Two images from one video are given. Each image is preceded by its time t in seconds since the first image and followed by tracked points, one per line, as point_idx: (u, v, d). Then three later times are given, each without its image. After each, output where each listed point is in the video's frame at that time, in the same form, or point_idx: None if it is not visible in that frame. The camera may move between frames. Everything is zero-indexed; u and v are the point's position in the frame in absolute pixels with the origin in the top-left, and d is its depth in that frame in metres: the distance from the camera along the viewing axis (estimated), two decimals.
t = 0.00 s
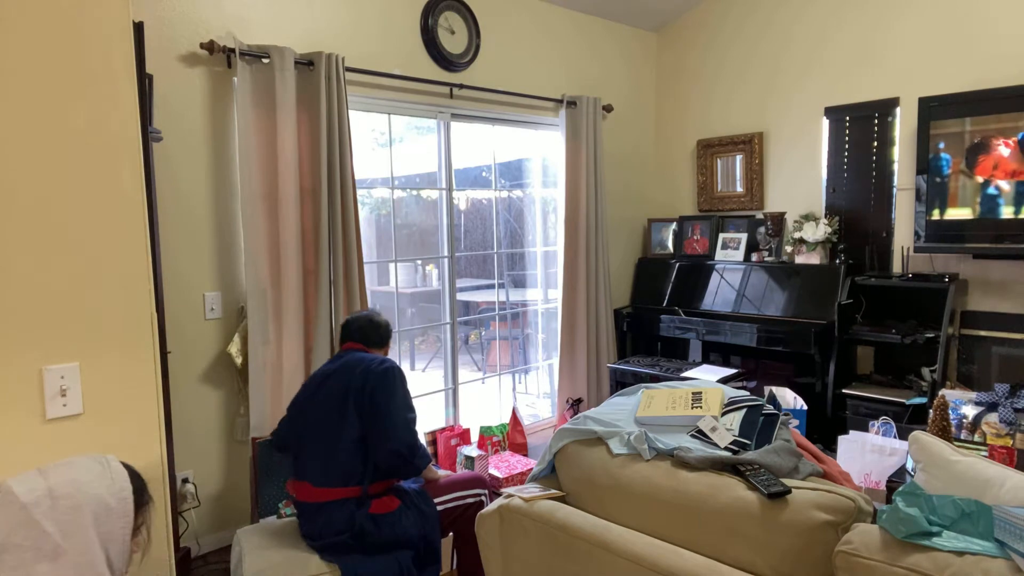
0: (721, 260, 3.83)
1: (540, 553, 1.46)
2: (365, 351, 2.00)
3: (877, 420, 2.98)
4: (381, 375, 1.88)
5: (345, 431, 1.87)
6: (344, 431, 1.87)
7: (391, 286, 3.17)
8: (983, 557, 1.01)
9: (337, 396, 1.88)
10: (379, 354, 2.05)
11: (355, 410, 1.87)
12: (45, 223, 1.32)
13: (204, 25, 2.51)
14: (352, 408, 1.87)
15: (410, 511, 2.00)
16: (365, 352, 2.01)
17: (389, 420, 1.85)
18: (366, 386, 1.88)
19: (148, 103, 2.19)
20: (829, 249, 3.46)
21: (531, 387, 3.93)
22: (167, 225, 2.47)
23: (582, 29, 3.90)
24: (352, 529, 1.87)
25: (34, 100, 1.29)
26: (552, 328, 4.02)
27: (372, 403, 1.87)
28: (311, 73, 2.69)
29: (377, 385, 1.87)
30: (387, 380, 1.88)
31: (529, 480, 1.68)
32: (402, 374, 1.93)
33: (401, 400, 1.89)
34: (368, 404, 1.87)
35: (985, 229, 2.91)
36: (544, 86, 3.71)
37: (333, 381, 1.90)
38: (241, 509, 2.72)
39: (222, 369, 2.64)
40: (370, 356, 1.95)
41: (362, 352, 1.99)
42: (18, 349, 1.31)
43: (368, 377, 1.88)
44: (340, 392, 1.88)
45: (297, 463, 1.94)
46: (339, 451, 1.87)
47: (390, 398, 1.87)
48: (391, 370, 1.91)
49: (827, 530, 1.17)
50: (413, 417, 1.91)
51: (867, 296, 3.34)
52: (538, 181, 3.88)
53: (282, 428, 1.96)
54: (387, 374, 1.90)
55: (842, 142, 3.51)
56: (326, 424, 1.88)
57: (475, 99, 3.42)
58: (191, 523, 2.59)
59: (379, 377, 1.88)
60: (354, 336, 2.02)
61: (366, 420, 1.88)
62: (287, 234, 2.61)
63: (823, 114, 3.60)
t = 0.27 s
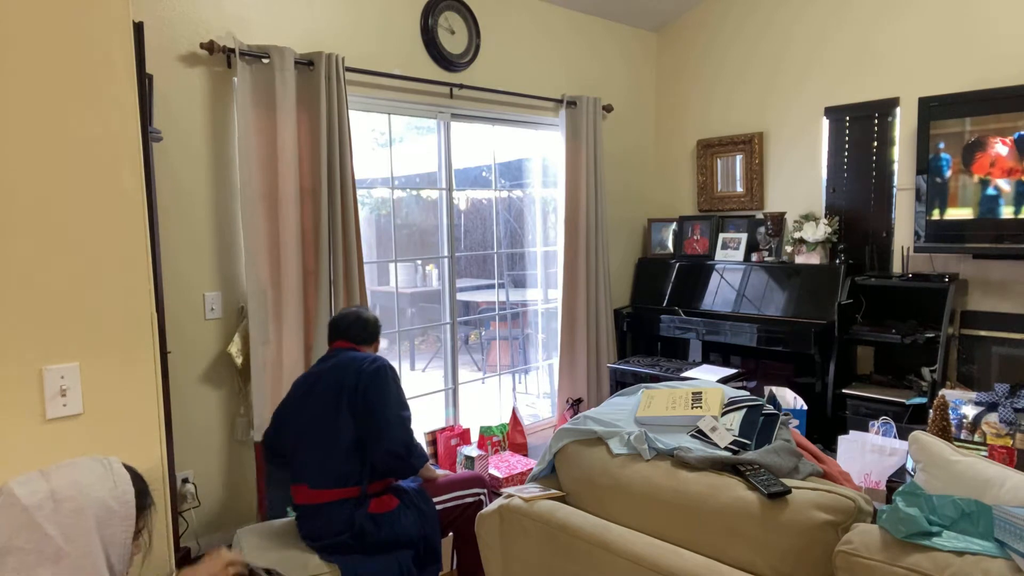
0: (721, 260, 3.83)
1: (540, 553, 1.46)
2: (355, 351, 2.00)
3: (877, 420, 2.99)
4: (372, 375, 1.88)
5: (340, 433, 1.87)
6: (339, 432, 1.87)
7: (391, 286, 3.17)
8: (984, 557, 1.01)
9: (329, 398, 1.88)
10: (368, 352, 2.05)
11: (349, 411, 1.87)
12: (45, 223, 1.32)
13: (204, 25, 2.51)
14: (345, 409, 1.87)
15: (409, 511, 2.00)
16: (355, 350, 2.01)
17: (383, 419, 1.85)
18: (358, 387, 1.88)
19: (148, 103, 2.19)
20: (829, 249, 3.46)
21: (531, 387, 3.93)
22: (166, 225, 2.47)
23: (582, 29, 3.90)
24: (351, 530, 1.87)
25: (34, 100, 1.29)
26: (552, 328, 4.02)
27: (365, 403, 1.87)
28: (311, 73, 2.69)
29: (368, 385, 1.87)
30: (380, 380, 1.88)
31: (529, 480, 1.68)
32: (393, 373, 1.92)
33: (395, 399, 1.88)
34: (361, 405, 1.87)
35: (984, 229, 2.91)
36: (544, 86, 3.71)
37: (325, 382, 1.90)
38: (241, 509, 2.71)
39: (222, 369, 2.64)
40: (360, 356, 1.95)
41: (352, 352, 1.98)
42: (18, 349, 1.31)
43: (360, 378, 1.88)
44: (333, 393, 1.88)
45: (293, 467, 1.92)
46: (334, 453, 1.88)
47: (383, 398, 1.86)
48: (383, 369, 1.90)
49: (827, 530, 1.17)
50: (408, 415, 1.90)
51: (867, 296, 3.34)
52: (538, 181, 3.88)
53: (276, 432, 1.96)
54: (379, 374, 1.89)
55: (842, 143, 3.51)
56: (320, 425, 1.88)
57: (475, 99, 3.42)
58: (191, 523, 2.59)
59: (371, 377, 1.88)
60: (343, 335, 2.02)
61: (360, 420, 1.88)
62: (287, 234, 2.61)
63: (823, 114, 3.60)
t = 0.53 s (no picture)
0: (721, 260, 3.83)
1: (540, 553, 1.46)
2: (352, 351, 2.00)
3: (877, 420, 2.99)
4: (371, 375, 1.88)
5: (339, 433, 1.87)
6: (338, 432, 1.87)
7: (391, 286, 3.17)
8: (983, 557, 1.01)
9: (328, 398, 1.88)
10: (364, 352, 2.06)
11: (348, 411, 1.87)
12: (45, 224, 1.32)
13: (204, 25, 2.51)
14: (344, 409, 1.87)
15: (409, 511, 2.00)
16: (351, 350, 2.00)
17: (383, 420, 1.85)
18: (356, 387, 1.88)
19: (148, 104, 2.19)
20: (829, 249, 3.46)
21: (531, 387, 3.93)
22: (167, 225, 2.47)
23: (582, 29, 3.90)
24: (351, 530, 1.87)
25: (34, 100, 1.29)
26: (552, 328, 4.02)
27: (364, 403, 1.87)
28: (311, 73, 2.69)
29: (367, 385, 1.87)
30: (379, 380, 1.88)
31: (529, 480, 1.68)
32: (392, 374, 1.92)
33: (394, 399, 1.88)
34: (360, 405, 1.87)
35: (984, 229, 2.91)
36: (544, 86, 3.71)
37: (323, 382, 1.90)
38: (242, 509, 2.72)
39: (222, 370, 2.64)
40: (357, 356, 1.95)
41: (350, 351, 1.98)
42: (18, 350, 1.31)
43: (358, 378, 1.88)
44: (332, 393, 1.88)
45: (292, 469, 1.91)
46: (333, 453, 1.87)
47: (383, 398, 1.86)
48: (381, 369, 1.91)
49: (827, 530, 1.17)
50: (408, 414, 1.92)
51: (867, 296, 3.34)
52: (538, 182, 3.88)
53: (274, 434, 1.95)
54: (378, 374, 1.89)
55: (842, 143, 3.51)
56: (320, 426, 1.87)
57: (475, 99, 3.42)
58: (191, 524, 2.59)
59: (369, 378, 1.88)
60: (337, 334, 2.01)
61: (359, 421, 1.87)
62: (287, 234, 2.61)
63: (823, 114, 3.59)
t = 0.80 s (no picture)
0: (721, 260, 3.83)
1: (540, 553, 1.46)
2: (351, 350, 2.00)
3: (877, 420, 2.99)
4: (369, 376, 1.89)
5: (337, 434, 1.87)
6: (336, 433, 1.87)
7: (391, 286, 3.17)
8: (984, 557, 1.01)
9: (326, 399, 1.88)
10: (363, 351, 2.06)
11: (346, 412, 1.87)
12: (44, 223, 1.32)
13: (204, 25, 2.51)
14: (342, 409, 1.87)
15: (409, 511, 2.00)
16: (350, 350, 2.01)
17: (381, 421, 1.85)
18: (354, 387, 1.88)
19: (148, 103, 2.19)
20: (829, 249, 3.46)
21: (531, 388, 3.93)
22: (167, 225, 2.47)
23: (582, 28, 3.90)
24: (351, 531, 1.87)
25: (33, 100, 1.29)
26: (552, 328, 4.02)
27: (362, 404, 1.87)
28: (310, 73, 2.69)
29: (366, 386, 1.87)
30: (377, 381, 1.88)
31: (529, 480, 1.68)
32: (389, 374, 1.92)
33: (392, 400, 1.89)
34: (358, 405, 1.87)
35: (984, 229, 2.91)
36: (544, 86, 3.71)
37: (322, 382, 1.90)
38: (242, 509, 2.72)
39: (222, 370, 2.64)
40: (355, 356, 1.95)
41: (348, 351, 1.98)
42: (18, 349, 1.31)
43: (356, 379, 1.88)
44: (330, 393, 1.88)
45: (291, 470, 1.91)
46: (332, 454, 1.87)
47: (381, 398, 1.86)
48: (379, 370, 1.91)
49: (827, 530, 1.17)
50: (406, 415, 1.92)
51: (867, 296, 3.34)
52: (538, 182, 3.88)
53: (273, 435, 1.95)
54: (376, 375, 1.90)
55: (842, 143, 3.51)
56: (318, 427, 1.87)
57: (475, 99, 3.42)
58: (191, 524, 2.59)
59: (367, 378, 1.88)
60: (337, 334, 2.01)
61: (357, 422, 1.87)
62: (287, 234, 2.61)
63: (823, 114, 3.59)
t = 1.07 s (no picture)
0: (721, 260, 3.83)
1: (540, 552, 1.47)
2: (352, 350, 2.00)
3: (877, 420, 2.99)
4: (369, 376, 1.89)
5: (337, 434, 1.86)
6: (336, 434, 1.87)
7: (391, 286, 3.17)
8: (984, 558, 1.01)
9: (326, 399, 1.88)
10: (364, 350, 2.06)
11: (346, 412, 1.87)
12: (44, 223, 1.32)
13: (204, 25, 2.51)
14: (342, 410, 1.87)
15: (409, 511, 2.00)
16: (350, 349, 2.00)
17: (380, 421, 1.85)
18: (354, 388, 1.88)
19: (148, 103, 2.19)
20: (829, 249, 3.46)
21: (531, 387, 3.93)
22: (167, 225, 2.47)
23: (582, 28, 3.90)
24: (351, 530, 1.88)
25: (33, 101, 1.29)
26: (552, 328, 4.02)
27: (362, 404, 1.87)
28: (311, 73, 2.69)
29: (366, 386, 1.87)
30: (377, 381, 1.88)
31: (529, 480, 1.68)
32: (389, 375, 1.92)
33: (392, 400, 1.89)
34: (358, 406, 1.87)
35: (984, 229, 2.91)
36: (544, 86, 3.71)
37: (322, 383, 1.90)
38: (242, 509, 2.72)
39: (222, 370, 2.64)
40: (355, 356, 1.95)
41: (349, 351, 1.98)
42: (18, 349, 1.31)
43: (356, 379, 1.88)
44: (330, 394, 1.88)
45: (292, 471, 1.91)
46: (331, 455, 1.87)
47: (380, 399, 1.86)
48: (379, 370, 1.91)
49: (827, 531, 1.17)
50: (406, 416, 1.92)
51: (867, 296, 3.34)
52: (538, 181, 3.88)
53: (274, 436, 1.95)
54: (376, 375, 1.90)
55: (842, 143, 3.51)
56: (318, 428, 1.87)
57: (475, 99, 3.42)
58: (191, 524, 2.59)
59: (367, 378, 1.88)
60: (337, 334, 2.01)
61: (357, 422, 1.87)
62: (287, 234, 2.61)
63: (823, 114, 3.59)
